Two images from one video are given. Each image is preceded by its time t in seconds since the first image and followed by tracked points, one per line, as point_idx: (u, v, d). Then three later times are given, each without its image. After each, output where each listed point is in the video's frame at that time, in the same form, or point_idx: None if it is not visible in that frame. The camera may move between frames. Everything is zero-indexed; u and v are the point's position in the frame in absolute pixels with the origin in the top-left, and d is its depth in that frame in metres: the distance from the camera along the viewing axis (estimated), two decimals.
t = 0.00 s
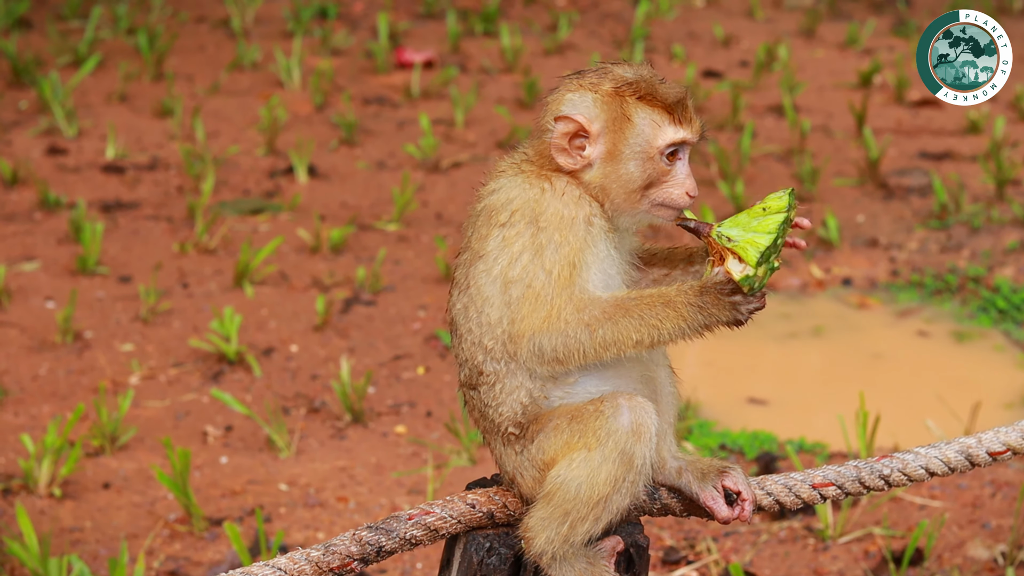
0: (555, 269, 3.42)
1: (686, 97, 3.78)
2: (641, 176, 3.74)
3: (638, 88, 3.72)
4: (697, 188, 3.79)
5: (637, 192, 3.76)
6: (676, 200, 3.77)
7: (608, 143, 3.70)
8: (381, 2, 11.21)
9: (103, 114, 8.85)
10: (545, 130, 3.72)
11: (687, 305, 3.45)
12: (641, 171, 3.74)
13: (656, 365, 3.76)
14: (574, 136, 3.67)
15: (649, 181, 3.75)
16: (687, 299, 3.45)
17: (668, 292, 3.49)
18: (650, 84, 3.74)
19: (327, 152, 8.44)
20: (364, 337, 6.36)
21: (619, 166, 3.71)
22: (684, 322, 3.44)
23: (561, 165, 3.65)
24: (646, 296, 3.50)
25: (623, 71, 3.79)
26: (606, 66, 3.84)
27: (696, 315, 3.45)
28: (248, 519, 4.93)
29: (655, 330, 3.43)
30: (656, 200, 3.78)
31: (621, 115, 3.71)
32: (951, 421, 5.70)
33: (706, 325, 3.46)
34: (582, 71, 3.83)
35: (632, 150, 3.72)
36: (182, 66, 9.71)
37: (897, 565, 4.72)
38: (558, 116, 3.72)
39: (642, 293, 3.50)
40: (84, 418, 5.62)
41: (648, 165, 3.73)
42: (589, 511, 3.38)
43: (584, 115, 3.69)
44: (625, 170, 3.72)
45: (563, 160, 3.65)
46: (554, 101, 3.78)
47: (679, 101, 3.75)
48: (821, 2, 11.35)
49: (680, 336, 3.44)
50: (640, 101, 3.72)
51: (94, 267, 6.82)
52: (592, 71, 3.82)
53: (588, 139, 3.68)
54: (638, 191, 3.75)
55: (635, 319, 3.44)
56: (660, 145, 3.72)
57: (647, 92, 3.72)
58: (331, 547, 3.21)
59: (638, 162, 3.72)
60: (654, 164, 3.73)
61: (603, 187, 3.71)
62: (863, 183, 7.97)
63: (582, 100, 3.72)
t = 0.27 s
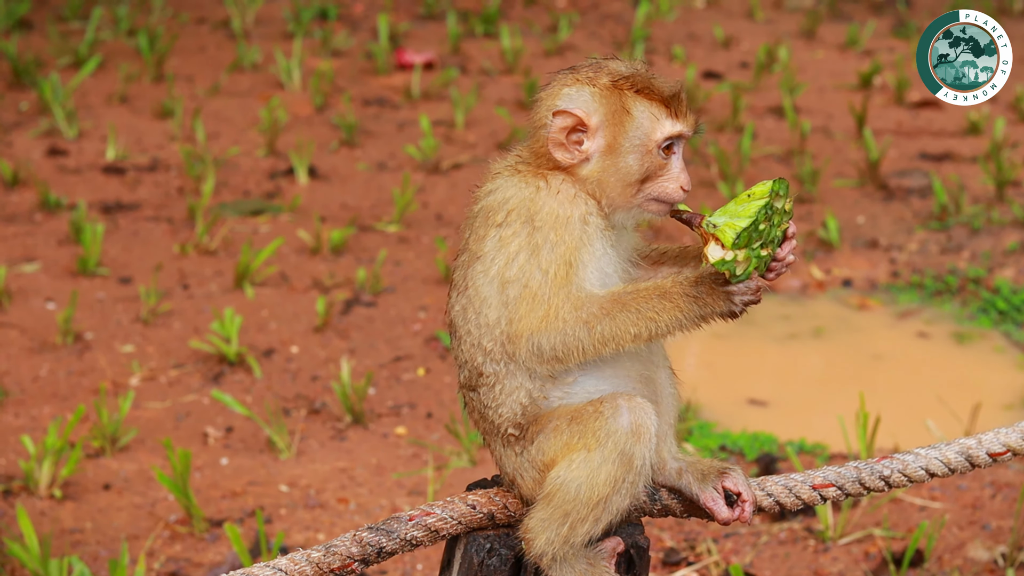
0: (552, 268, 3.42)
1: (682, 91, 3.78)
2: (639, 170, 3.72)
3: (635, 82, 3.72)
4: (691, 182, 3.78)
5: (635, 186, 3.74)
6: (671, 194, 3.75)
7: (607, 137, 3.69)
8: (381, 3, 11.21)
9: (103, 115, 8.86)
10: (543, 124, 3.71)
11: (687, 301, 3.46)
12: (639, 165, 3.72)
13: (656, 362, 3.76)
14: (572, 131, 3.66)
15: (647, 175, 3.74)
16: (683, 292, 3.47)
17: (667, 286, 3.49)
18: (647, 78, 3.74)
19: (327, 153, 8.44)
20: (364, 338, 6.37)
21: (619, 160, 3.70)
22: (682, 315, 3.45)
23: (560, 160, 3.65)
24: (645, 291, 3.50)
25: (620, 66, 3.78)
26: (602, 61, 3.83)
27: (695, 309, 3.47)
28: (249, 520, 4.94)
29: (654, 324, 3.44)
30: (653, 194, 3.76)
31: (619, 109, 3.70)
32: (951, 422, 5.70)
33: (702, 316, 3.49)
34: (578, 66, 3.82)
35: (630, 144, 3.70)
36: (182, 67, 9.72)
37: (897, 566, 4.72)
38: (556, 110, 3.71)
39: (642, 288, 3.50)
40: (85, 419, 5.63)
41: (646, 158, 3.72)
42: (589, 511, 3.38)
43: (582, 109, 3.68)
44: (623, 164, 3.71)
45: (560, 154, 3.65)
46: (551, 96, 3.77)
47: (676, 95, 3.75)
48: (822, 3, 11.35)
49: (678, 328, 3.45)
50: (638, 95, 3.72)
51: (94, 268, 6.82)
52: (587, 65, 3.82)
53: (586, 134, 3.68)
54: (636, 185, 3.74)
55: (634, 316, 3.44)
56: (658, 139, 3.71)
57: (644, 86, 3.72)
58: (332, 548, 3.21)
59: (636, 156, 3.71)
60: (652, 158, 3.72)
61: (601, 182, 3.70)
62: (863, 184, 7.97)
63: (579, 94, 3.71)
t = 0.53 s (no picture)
0: (547, 267, 3.41)
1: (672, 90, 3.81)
2: (633, 166, 3.73)
3: (629, 80, 3.73)
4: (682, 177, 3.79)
5: (628, 183, 3.74)
6: (662, 189, 3.76)
7: (600, 135, 3.69)
8: (381, 3, 11.21)
9: (103, 115, 8.86)
10: (536, 122, 3.69)
11: (681, 291, 3.48)
12: (632, 162, 3.73)
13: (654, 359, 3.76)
14: (566, 128, 3.65)
15: (640, 172, 3.74)
16: (676, 279, 3.49)
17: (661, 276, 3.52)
18: (639, 76, 3.75)
19: (327, 153, 8.44)
20: (364, 338, 6.37)
21: (613, 157, 3.71)
22: (677, 303, 3.48)
23: (553, 158, 3.64)
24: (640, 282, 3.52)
25: (611, 63, 3.79)
26: (592, 58, 3.84)
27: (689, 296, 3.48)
28: (249, 520, 4.94)
29: (650, 313, 3.46)
30: (644, 191, 3.77)
31: (613, 106, 3.71)
32: (951, 422, 5.70)
33: (699, 304, 3.50)
34: (567, 63, 3.82)
35: (624, 141, 3.71)
36: (182, 67, 9.72)
37: (897, 566, 4.72)
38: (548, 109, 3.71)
39: (639, 279, 3.52)
40: (85, 419, 5.63)
41: (640, 155, 3.73)
42: (587, 511, 3.38)
43: (576, 107, 3.68)
44: (617, 161, 3.71)
45: (554, 152, 3.64)
46: (542, 93, 3.76)
47: (667, 93, 3.78)
48: (822, 3, 11.35)
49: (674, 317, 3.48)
50: (631, 93, 3.73)
51: (94, 268, 6.82)
52: (578, 63, 3.82)
53: (580, 131, 3.67)
54: (629, 182, 3.74)
55: (630, 308, 3.45)
56: (652, 136, 3.72)
57: (638, 84, 3.73)
58: (332, 548, 3.21)
59: (630, 153, 3.72)
60: (646, 154, 3.73)
61: (594, 180, 3.70)
62: (863, 184, 7.97)
63: (572, 92, 3.71)
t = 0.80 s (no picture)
0: (539, 267, 3.44)
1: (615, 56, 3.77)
2: (593, 137, 3.68)
3: (567, 56, 3.70)
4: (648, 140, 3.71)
5: (592, 154, 3.70)
6: (631, 154, 3.68)
7: (552, 113, 3.65)
8: (381, 3, 11.21)
9: (103, 116, 8.86)
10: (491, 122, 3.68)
11: (688, 330, 3.44)
12: (591, 133, 3.68)
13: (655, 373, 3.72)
14: (517, 117, 3.64)
15: (600, 142, 3.69)
16: (682, 317, 3.45)
17: (668, 309, 3.47)
18: (577, 48, 3.71)
19: (327, 154, 8.45)
20: (365, 339, 6.37)
21: (569, 132, 3.66)
22: (675, 341, 3.42)
23: (516, 151, 3.65)
24: (643, 309, 3.48)
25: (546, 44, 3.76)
26: (530, 44, 3.81)
27: (692, 335, 3.43)
28: (250, 521, 4.94)
29: (648, 344, 3.42)
30: (612, 158, 3.70)
31: (556, 82, 3.67)
32: (952, 422, 5.70)
33: (697, 347, 3.44)
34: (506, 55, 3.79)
35: (577, 113, 3.67)
36: (182, 68, 9.72)
37: (897, 566, 4.72)
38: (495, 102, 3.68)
39: (643, 307, 3.48)
40: (85, 419, 5.63)
41: (596, 124, 3.68)
42: (574, 520, 3.39)
43: (522, 94, 3.65)
44: (575, 136, 3.67)
45: (513, 144, 3.64)
46: (487, 89, 3.73)
47: (609, 60, 3.73)
48: (822, 3, 11.35)
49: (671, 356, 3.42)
50: (572, 65, 3.69)
51: (94, 269, 6.82)
52: (516, 51, 3.78)
53: (531, 117, 3.65)
54: (594, 154, 3.70)
55: (626, 333, 3.42)
56: (602, 102, 3.67)
57: (577, 56, 3.70)
58: (333, 548, 3.21)
59: (585, 124, 3.67)
60: (603, 123, 3.68)
61: (564, 161, 3.67)
62: (863, 185, 7.97)
63: (515, 80, 3.67)
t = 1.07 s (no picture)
0: (533, 266, 3.46)
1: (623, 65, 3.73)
2: (591, 146, 3.67)
3: (573, 61, 3.68)
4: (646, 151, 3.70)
5: (589, 164, 3.69)
6: (625, 165, 3.67)
7: (553, 120, 3.65)
8: (381, 4, 11.20)
9: (103, 116, 8.86)
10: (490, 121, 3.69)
11: (679, 287, 3.34)
12: (590, 142, 3.67)
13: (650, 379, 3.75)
14: (517, 121, 3.64)
15: (599, 151, 3.68)
16: (678, 269, 3.37)
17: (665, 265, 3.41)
18: (585, 55, 3.69)
19: (327, 154, 8.44)
20: (364, 339, 6.36)
21: (568, 141, 3.66)
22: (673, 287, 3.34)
23: (512, 153, 3.66)
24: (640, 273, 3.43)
25: (556, 47, 3.74)
26: (539, 44, 3.79)
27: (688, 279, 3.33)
28: (249, 521, 4.94)
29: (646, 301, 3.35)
30: (607, 168, 3.70)
31: (560, 90, 3.66)
32: (951, 423, 5.70)
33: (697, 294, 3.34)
34: (514, 53, 3.78)
35: (578, 122, 3.66)
36: (182, 69, 9.72)
37: (897, 567, 4.72)
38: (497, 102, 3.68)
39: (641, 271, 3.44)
40: (85, 420, 5.63)
41: (596, 135, 3.66)
42: (563, 525, 3.39)
43: (523, 97, 3.65)
44: (573, 144, 3.66)
45: (511, 146, 3.65)
46: (490, 85, 3.74)
47: (616, 68, 3.70)
48: (822, 3, 11.35)
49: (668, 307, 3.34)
50: (578, 73, 3.67)
51: (94, 269, 6.82)
52: (524, 52, 3.78)
53: (531, 121, 3.65)
54: (590, 163, 3.69)
55: (622, 294, 3.37)
56: (605, 114, 3.66)
57: (584, 63, 3.68)
58: (333, 549, 3.20)
59: (585, 134, 3.66)
60: (602, 132, 3.67)
61: (559, 167, 3.67)
62: (863, 185, 7.96)
63: (517, 82, 3.67)
